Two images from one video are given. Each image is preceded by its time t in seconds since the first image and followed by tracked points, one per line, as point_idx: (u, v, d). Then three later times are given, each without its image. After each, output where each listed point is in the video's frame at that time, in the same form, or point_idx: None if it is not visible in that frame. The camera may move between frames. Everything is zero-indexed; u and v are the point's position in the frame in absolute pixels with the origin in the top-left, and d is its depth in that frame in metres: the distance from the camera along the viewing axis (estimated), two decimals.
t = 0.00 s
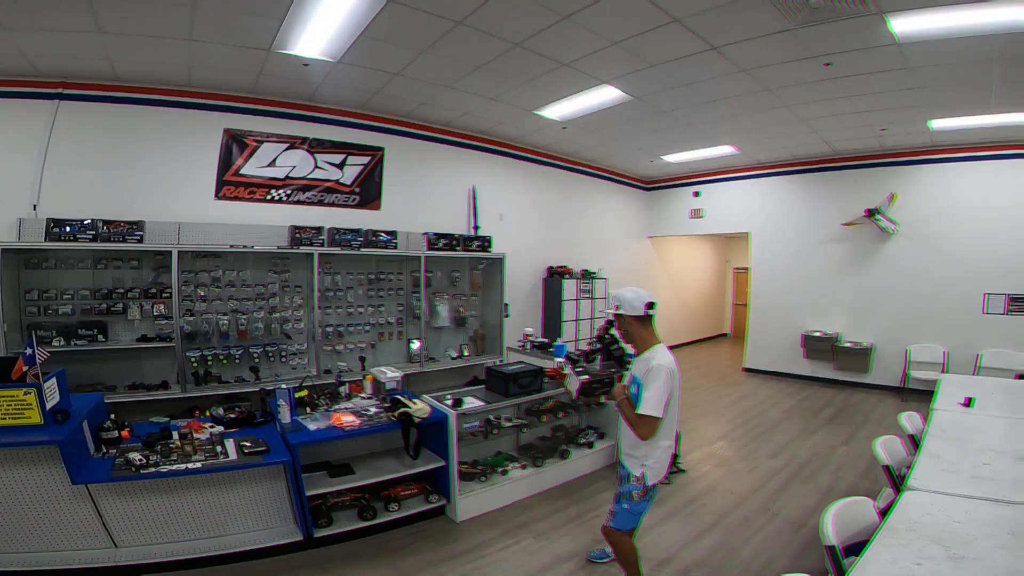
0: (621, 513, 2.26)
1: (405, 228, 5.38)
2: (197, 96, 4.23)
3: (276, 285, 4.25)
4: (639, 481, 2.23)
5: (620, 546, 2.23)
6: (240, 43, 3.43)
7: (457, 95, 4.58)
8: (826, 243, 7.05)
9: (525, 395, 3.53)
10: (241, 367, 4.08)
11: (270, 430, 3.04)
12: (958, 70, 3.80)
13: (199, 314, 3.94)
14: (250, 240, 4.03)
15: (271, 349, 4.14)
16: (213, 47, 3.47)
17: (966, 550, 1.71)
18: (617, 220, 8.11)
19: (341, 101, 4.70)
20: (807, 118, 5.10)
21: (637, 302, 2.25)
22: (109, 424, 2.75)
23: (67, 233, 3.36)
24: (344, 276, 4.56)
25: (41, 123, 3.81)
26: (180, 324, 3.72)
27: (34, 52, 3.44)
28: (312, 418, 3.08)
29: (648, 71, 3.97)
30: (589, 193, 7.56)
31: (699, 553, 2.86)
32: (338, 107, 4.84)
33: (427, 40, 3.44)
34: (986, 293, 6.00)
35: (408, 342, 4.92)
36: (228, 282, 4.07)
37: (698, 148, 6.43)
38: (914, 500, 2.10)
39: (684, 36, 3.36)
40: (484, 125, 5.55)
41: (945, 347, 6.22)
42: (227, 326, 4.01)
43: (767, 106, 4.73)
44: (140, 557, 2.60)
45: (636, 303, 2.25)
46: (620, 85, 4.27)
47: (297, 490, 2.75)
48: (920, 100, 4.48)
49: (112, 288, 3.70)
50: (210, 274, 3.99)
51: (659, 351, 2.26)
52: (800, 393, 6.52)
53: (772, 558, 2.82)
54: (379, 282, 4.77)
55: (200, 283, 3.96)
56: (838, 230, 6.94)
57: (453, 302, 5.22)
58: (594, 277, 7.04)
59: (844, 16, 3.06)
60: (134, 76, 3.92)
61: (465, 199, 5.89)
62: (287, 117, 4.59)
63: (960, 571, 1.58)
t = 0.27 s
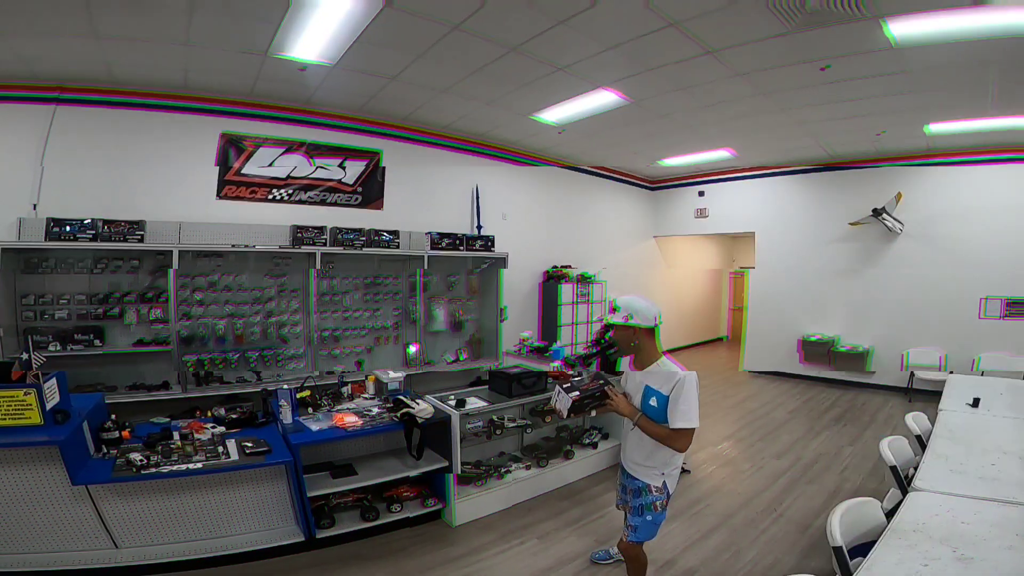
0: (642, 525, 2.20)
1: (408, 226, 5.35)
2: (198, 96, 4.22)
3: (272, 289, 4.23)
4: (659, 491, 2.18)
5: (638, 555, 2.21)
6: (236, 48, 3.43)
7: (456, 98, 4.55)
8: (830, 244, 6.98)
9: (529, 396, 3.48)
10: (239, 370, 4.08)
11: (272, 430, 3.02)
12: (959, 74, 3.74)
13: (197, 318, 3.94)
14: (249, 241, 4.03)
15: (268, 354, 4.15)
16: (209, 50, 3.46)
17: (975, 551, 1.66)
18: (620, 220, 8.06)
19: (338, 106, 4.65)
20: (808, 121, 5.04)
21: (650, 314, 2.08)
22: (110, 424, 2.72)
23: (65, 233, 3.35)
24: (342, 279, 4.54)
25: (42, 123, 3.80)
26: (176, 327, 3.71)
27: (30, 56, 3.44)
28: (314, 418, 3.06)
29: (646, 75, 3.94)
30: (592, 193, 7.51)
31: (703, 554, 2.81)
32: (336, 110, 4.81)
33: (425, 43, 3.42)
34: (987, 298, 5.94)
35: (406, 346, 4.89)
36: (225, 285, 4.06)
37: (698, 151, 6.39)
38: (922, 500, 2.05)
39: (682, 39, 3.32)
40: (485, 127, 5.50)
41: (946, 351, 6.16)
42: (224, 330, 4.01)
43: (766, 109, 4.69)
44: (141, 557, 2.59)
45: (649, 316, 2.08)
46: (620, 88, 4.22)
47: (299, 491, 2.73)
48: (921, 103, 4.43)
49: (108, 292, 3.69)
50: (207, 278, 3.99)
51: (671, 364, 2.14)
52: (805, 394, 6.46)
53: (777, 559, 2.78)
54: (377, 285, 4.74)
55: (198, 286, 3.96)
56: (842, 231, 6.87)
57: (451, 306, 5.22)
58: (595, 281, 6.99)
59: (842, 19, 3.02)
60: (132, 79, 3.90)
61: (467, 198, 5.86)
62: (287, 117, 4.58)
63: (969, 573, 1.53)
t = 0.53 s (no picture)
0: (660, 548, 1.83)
1: (408, 226, 5.36)
2: (198, 95, 4.22)
3: (276, 285, 4.22)
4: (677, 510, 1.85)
5: None
6: (239, 42, 3.41)
7: (458, 94, 4.55)
8: (831, 244, 6.97)
9: (529, 396, 3.47)
10: (242, 367, 4.09)
11: (272, 430, 3.02)
12: (966, 69, 3.73)
13: (200, 315, 3.94)
14: (250, 240, 4.04)
15: (272, 349, 4.12)
16: (212, 46, 3.45)
17: (975, 551, 1.66)
18: (620, 219, 8.06)
19: (342, 101, 4.68)
20: (813, 117, 5.03)
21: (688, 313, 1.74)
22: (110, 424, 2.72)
23: (66, 232, 3.36)
24: (346, 276, 4.55)
25: (42, 123, 3.80)
26: (180, 324, 3.71)
27: (34, 51, 3.43)
28: (313, 418, 3.06)
29: (651, 71, 3.93)
30: (593, 193, 7.51)
31: (703, 554, 2.82)
32: (339, 106, 4.81)
33: (428, 39, 3.41)
34: (994, 295, 5.91)
35: (411, 342, 4.91)
36: (229, 281, 4.06)
37: (701, 147, 6.38)
38: (922, 500, 2.05)
39: (686, 34, 3.31)
40: (487, 124, 5.51)
41: (951, 348, 6.14)
42: (228, 326, 4.00)
43: (770, 105, 4.68)
44: (141, 557, 2.58)
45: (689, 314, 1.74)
46: (623, 84, 4.22)
47: (298, 490, 2.73)
48: (927, 99, 4.42)
49: (112, 287, 3.69)
50: (211, 274, 3.98)
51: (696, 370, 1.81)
52: (805, 394, 6.46)
53: (778, 559, 2.78)
54: (381, 282, 4.74)
55: (201, 282, 3.95)
56: (843, 230, 6.87)
57: (456, 303, 5.20)
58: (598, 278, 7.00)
59: (848, 14, 3.01)
60: (135, 75, 3.91)
61: (467, 198, 5.86)
62: (288, 116, 4.57)
63: (969, 573, 1.54)
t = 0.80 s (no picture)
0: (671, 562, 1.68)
1: (408, 227, 5.36)
2: (198, 95, 4.22)
3: (276, 285, 4.22)
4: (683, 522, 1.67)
5: None
6: (240, 42, 3.42)
7: (458, 94, 4.55)
8: (830, 244, 6.97)
9: (529, 396, 3.47)
10: (242, 367, 4.09)
11: (272, 430, 3.02)
12: (966, 69, 3.73)
13: (200, 315, 3.93)
14: (250, 240, 4.04)
15: (271, 350, 4.12)
16: (212, 46, 3.45)
17: (974, 551, 1.67)
18: (620, 219, 8.06)
19: (342, 101, 4.68)
20: (813, 117, 5.03)
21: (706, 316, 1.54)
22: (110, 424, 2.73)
23: (65, 232, 3.36)
24: (346, 275, 4.55)
25: (42, 123, 3.80)
26: (180, 323, 3.71)
27: (34, 51, 3.43)
28: (313, 418, 3.06)
29: (651, 71, 3.93)
30: (592, 193, 7.51)
31: (704, 554, 2.82)
32: (339, 105, 4.81)
33: (427, 39, 3.41)
34: (994, 294, 5.92)
35: (411, 342, 4.91)
36: (229, 281, 4.06)
37: (701, 147, 6.38)
38: (922, 500, 2.05)
39: (686, 34, 3.31)
40: (486, 124, 5.51)
41: (951, 347, 6.14)
42: (228, 326, 4.00)
43: (770, 105, 4.68)
44: (140, 557, 2.58)
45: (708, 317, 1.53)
46: (623, 84, 4.22)
47: (299, 490, 2.74)
48: (927, 99, 4.42)
49: (112, 288, 3.69)
50: (211, 274, 3.98)
51: (710, 380, 1.57)
52: (805, 394, 6.46)
53: (778, 559, 2.78)
54: (381, 282, 4.74)
55: (201, 282, 3.95)
56: (843, 230, 6.87)
57: (456, 303, 5.20)
58: (598, 278, 7.00)
59: (848, 15, 3.01)
60: (135, 75, 3.91)
61: (467, 198, 5.86)
62: (288, 116, 4.57)
63: (970, 573, 1.54)
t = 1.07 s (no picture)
0: None
1: (407, 227, 5.36)
2: (198, 95, 4.22)
3: (276, 285, 4.22)
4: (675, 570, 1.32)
5: None
6: (240, 42, 3.42)
7: (458, 94, 4.55)
8: (830, 244, 6.97)
9: (529, 396, 3.46)
10: (242, 367, 4.08)
11: (271, 430, 3.02)
12: (966, 69, 3.73)
13: (200, 314, 3.93)
14: (250, 240, 4.04)
15: (272, 350, 4.12)
16: (212, 46, 3.45)
17: (974, 551, 1.67)
18: (620, 220, 8.06)
19: (342, 101, 4.68)
20: (813, 117, 5.03)
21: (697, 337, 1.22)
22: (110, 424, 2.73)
23: (65, 232, 3.36)
24: (346, 275, 4.55)
25: (41, 123, 3.80)
26: (180, 323, 3.71)
27: (34, 51, 3.43)
28: (313, 418, 3.06)
29: (651, 71, 3.93)
30: (592, 193, 7.51)
31: (703, 554, 2.81)
32: (339, 105, 4.81)
33: (428, 39, 3.41)
34: (994, 294, 5.92)
35: (410, 342, 4.91)
36: (229, 281, 4.05)
37: (701, 147, 6.38)
38: (922, 500, 2.05)
39: (686, 34, 3.31)
40: (486, 124, 5.51)
41: (952, 347, 6.14)
42: (228, 326, 4.00)
43: (770, 105, 4.68)
44: (141, 557, 2.58)
45: (697, 340, 1.22)
46: (623, 84, 4.22)
47: (299, 490, 2.74)
48: (926, 99, 4.42)
49: (112, 288, 3.70)
50: (211, 274, 3.98)
51: (710, 407, 1.28)
52: (805, 394, 6.46)
53: (779, 559, 2.78)
54: (381, 282, 4.74)
55: (201, 282, 3.95)
56: (843, 230, 6.87)
57: (456, 303, 5.20)
58: (598, 278, 7.00)
59: (848, 15, 3.01)
60: (135, 75, 3.90)
61: (467, 198, 5.86)
62: (288, 116, 4.57)
63: (969, 574, 1.54)
